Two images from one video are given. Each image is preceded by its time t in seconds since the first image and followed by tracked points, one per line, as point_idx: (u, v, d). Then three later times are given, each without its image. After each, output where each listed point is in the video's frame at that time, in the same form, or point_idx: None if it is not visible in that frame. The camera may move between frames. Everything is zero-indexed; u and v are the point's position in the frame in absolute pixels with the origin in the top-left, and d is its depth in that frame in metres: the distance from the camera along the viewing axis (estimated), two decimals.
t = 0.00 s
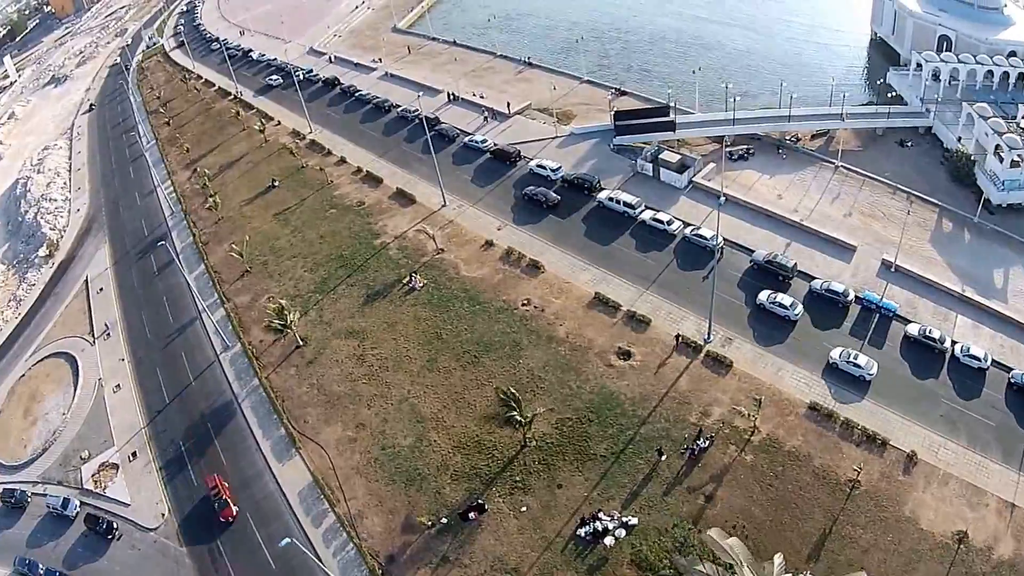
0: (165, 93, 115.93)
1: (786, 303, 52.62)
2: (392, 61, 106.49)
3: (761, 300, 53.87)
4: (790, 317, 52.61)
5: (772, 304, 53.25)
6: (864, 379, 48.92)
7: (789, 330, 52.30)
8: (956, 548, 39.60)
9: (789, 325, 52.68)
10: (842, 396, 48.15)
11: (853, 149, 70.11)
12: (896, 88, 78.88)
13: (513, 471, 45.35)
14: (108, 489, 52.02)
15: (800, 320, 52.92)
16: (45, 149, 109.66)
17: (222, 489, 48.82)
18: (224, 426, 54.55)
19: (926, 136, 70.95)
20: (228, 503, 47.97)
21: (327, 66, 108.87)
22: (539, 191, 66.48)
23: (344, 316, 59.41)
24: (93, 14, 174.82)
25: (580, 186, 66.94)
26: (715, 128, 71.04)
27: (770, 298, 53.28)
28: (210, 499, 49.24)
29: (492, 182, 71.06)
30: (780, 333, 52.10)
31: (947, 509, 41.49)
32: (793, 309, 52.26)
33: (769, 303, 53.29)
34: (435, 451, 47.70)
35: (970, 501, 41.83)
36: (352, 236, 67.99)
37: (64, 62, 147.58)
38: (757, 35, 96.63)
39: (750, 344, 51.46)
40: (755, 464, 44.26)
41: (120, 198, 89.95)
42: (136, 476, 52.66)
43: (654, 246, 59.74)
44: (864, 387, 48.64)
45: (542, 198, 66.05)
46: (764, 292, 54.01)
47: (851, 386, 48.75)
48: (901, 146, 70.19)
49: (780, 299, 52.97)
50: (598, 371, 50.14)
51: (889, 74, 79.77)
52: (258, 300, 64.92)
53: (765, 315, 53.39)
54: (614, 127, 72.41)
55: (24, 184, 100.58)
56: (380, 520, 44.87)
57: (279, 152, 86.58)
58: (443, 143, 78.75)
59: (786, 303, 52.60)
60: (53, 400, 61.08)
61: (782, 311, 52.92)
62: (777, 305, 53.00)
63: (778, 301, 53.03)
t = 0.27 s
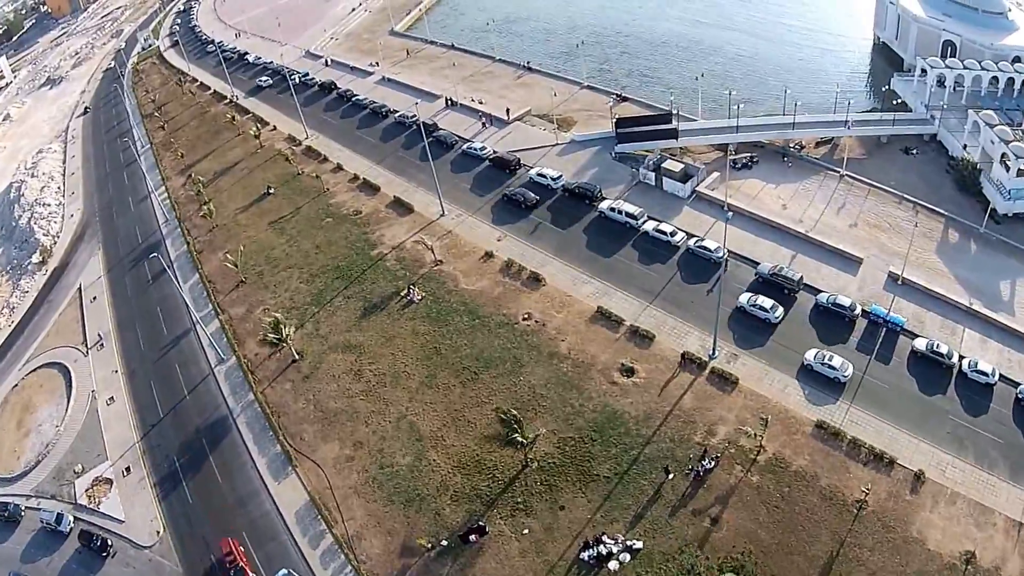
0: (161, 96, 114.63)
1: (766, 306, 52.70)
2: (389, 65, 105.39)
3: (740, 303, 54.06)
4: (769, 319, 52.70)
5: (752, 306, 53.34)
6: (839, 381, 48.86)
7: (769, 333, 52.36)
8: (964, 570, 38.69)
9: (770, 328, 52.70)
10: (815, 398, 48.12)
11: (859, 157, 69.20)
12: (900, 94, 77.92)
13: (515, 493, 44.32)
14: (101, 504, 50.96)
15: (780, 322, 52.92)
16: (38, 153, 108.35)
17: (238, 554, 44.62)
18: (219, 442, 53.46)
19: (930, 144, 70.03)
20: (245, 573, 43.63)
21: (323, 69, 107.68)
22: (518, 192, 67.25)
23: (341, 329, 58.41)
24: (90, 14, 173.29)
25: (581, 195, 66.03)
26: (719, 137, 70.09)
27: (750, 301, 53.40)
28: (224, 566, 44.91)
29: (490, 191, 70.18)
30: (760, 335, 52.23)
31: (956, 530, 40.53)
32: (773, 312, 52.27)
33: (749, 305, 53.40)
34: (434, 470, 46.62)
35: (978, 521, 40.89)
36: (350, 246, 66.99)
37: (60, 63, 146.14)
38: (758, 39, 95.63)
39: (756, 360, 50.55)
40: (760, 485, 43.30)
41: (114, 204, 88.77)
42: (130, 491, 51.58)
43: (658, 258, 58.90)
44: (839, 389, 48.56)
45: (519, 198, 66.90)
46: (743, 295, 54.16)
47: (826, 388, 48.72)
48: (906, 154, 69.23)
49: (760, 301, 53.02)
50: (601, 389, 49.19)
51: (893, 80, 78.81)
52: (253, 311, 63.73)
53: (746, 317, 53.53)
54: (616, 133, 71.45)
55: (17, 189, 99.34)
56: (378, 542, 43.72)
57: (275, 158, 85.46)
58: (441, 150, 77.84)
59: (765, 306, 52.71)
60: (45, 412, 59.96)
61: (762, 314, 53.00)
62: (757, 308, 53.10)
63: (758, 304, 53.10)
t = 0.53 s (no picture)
0: (156, 99, 113.35)
1: (745, 308, 52.67)
2: (387, 68, 104.23)
3: (721, 304, 54.05)
4: (749, 321, 52.78)
5: (733, 309, 53.36)
6: (813, 381, 48.91)
7: (748, 335, 52.69)
8: None
9: (751, 330, 52.84)
10: (787, 398, 48.26)
11: (865, 165, 68.64)
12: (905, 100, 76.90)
13: (516, 514, 43.39)
14: (95, 520, 50.04)
15: (760, 324, 52.99)
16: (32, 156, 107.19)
17: None
18: (214, 457, 52.40)
19: (935, 152, 69.15)
20: None
21: (320, 73, 106.60)
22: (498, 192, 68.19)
23: (338, 343, 57.44)
24: (87, 14, 171.79)
25: (582, 205, 65.31)
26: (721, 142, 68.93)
27: (731, 303, 53.36)
28: None
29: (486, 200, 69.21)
30: (740, 338, 52.48)
31: (964, 550, 39.56)
32: (753, 314, 52.30)
33: (730, 307, 53.41)
34: (433, 491, 45.69)
35: (985, 539, 40.00)
36: (346, 256, 66.06)
37: (56, 64, 144.68)
38: (760, 44, 94.67)
39: (763, 376, 49.71)
40: (766, 505, 42.34)
41: (108, 210, 87.66)
42: (124, 507, 50.62)
43: (662, 270, 58.18)
44: (813, 390, 48.63)
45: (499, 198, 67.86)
46: (724, 296, 54.14)
47: (800, 388, 48.81)
48: (911, 162, 68.36)
49: (740, 303, 53.03)
50: (603, 407, 48.28)
51: (897, 85, 77.80)
52: (247, 323, 62.60)
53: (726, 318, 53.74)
54: (617, 140, 70.70)
55: (11, 194, 98.13)
56: (376, 564, 42.70)
57: (271, 164, 84.27)
58: (440, 157, 77.00)
59: (745, 308, 52.67)
60: (37, 424, 58.92)
61: (742, 316, 53.03)
62: (738, 310, 53.11)
63: (738, 306, 53.14)
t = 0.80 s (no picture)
0: (152, 102, 112.20)
1: (725, 310, 52.78)
2: (385, 72, 103.26)
3: (699, 306, 54.28)
4: (729, 323, 52.81)
5: (711, 310, 53.53)
6: (785, 382, 49.25)
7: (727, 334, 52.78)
8: None
9: (728, 330, 52.95)
10: (760, 398, 48.55)
11: (870, 173, 67.87)
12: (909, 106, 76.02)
13: (517, 536, 42.48)
14: (89, 536, 49.15)
15: (739, 326, 53.04)
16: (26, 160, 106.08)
17: None
18: (209, 473, 51.44)
19: (939, 160, 68.38)
20: None
21: (317, 76, 105.57)
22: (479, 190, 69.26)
23: (335, 357, 56.47)
24: (83, 15, 170.46)
25: (584, 214, 64.51)
26: (725, 153, 68.44)
27: (710, 305, 53.38)
28: None
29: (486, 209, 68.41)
30: (716, 337, 52.75)
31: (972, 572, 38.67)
32: (731, 315, 52.46)
33: (708, 308, 53.59)
34: (433, 510, 44.79)
35: (991, 560, 39.13)
36: (344, 266, 65.14)
37: (51, 65, 143.36)
38: (762, 49, 93.83)
39: (770, 393, 48.83)
40: (771, 526, 41.38)
41: (102, 215, 86.62)
42: (118, 523, 49.68)
43: (665, 282, 57.41)
44: (784, 390, 48.95)
45: (479, 198, 68.63)
46: (703, 299, 54.38)
47: (773, 389, 49.09)
48: (916, 170, 67.54)
49: (719, 306, 53.19)
50: (606, 425, 47.40)
51: (902, 91, 76.92)
52: (242, 335, 61.58)
53: (705, 320, 53.94)
54: (620, 148, 69.93)
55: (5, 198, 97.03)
56: None
57: (267, 170, 83.27)
58: (439, 164, 76.10)
59: (725, 311, 52.81)
60: (30, 435, 57.90)
61: (721, 317, 53.16)
62: (717, 312, 53.30)
63: (718, 308, 53.25)
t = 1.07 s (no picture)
0: (147, 105, 111.00)
1: (703, 310, 53.32)
2: (382, 76, 102.16)
3: (677, 306, 54.85)
4: (706, 323, 53.33)
5: (689, 310, 54.04)
6: (756, 381, 49.67)
7: (705, 334, 53.22)
8: None
9: (706, 330, 53.51)
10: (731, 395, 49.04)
11: (875, 182, 67.01)
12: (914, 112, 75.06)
13: (518, 558, 41.52)
14: (83, 553, 48.19)
15: (717, 327, 53.47)
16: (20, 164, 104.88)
17: None
18: (203, 489, 50.46)
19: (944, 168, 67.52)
20: None
21: (312, 80, 104.51)
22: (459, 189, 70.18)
23: (332, 372, 55.45)
24: (79, 15, 169.05)
25: (586, 224, 63.63)
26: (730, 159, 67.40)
27: (688, 305, 54.07)
28: None
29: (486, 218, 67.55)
30: (694, 337, 53.18)
31: None
32: (709, 316, 52.94)
33: (686, 309, 54.12)
34: (432, 531, 43.83)
35: None
36: (340, 276, 64.10)
37: (46, 67, 141.91)
38: (764, 53, 92.85)
39: (776, 409, 48.00)
40: (777, 547, 40.38)
41: (97, 221, 85.56)
42: (111, 539, 48.70)
43: (667, 294, 56.59)
44: (756, 388, 49.41)
45: (459, 196, 69.49)
46: (681, 300, 54.91)
47: (744, 388, 49.54)
48: (922, 179, 66.66)
49: (698, 306, 53.71)
50: (609, 443, 46.51)
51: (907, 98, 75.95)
52: (237, 348, 60.52)
53: (683, 320, 54.41)
54: (623, 155, 69.02)
55: None
56: None
57: (263, 176, 82.18)
58: (438, 170, 75.17)
59: (703, 311, 53.24)
60: (22, 448, 56.84)
61: (699, 317, 53.66)
62: (694, 312, 53.81)
63: (696, 308, 53.77)
